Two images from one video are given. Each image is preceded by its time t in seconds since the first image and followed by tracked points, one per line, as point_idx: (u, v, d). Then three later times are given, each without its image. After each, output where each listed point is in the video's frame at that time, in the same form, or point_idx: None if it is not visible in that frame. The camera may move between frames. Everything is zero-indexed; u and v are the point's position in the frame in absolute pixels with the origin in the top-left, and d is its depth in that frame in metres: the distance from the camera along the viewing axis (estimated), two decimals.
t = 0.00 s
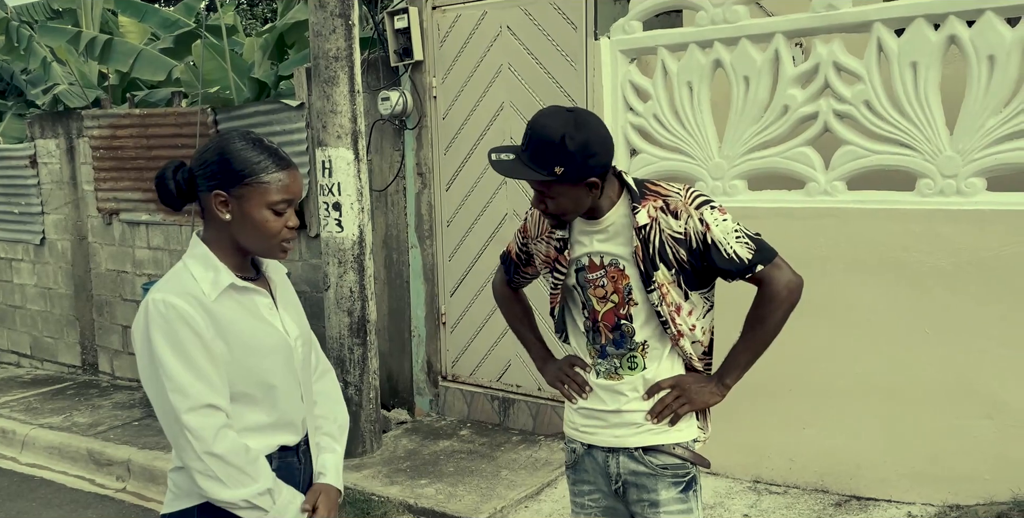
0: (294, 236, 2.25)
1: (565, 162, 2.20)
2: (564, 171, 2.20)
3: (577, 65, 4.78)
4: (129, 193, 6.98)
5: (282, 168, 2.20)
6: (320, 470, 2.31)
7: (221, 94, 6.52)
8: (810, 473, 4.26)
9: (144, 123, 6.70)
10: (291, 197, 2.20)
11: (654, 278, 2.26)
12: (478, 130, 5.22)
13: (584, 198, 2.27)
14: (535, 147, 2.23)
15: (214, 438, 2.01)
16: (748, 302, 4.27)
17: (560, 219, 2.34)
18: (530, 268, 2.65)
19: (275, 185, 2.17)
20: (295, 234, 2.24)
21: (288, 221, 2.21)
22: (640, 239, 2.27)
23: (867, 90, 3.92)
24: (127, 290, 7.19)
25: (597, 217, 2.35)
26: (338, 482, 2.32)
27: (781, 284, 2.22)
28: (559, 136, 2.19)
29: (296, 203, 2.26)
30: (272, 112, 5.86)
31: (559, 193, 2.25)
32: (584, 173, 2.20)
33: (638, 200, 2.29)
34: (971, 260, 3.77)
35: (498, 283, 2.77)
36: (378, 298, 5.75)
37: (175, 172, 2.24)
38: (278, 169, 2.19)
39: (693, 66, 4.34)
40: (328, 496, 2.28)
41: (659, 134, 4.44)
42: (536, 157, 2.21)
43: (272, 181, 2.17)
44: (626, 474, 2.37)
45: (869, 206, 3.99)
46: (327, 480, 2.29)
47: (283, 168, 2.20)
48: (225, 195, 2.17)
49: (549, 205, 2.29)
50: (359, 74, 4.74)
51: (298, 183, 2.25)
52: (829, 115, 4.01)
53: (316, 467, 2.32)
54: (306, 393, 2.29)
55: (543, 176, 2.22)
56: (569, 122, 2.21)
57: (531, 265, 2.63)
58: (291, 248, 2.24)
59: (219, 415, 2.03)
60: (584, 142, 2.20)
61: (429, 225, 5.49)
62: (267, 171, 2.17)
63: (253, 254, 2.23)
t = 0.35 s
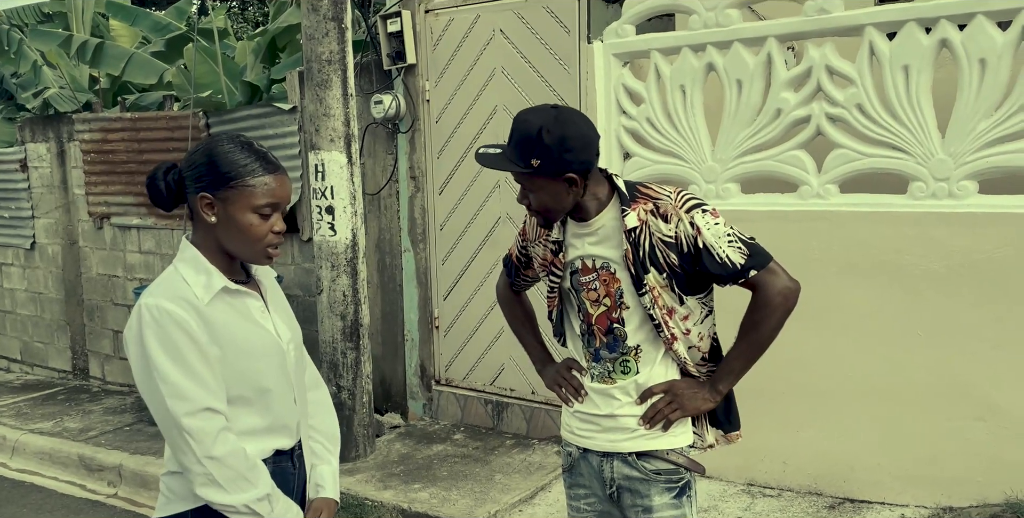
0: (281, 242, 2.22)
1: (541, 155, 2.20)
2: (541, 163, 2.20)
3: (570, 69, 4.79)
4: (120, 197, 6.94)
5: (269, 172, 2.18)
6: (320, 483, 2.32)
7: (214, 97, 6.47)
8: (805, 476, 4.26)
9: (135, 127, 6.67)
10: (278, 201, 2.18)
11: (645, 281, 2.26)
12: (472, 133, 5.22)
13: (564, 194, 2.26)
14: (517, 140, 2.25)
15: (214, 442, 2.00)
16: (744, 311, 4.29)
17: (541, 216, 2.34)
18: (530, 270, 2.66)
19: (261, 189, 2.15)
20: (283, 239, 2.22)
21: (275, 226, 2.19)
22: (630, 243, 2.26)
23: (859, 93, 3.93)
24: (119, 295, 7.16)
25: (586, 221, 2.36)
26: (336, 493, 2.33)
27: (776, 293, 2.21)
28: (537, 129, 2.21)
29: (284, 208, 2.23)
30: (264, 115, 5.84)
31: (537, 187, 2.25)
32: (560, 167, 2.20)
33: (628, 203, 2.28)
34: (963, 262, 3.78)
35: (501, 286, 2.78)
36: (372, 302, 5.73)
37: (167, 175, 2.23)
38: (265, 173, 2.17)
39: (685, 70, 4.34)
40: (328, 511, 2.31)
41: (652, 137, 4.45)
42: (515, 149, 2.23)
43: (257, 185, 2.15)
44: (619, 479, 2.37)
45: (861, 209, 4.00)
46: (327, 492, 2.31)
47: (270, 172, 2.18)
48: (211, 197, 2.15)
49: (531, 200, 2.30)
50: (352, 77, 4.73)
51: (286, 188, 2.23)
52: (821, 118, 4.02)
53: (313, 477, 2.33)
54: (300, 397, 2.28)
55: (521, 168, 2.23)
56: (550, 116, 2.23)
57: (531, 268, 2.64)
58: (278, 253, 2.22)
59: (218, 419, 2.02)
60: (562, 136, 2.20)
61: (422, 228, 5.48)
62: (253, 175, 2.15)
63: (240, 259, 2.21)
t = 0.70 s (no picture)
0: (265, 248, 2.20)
1: (531, 153, 2.21)
2: (530, 161, 2.22)
3: (564, 72, 4.80)
4: (114, 201, 6.92)
5: (251, 178, 2.16)
6: (316, 492, 2.30)
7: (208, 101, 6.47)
8: (802, 480, 4.26)
9: (128, 131, 6.65)
10: (257, 207, 2.16)
11: (634, 284, 2.25)
12: (466, 138, 5.21)
13: (553, 193, 2.27)
14: (508, 137, 2.27)
15: (208, 450, 1.98)
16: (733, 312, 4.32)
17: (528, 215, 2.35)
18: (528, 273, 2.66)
19: (242, 195, 2.14)
20: (265, 245, 2.20)
21: (256, 233, 2.17)
22: (619, 246, 2.27)
23: (854, 97, 3.94)
24: (112, 299, 7.14)
25: (577, 224, 2.36)
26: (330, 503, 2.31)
27: (766, 298, 2.19)
28: (528, 126, 2.22)
29: (268, 214, 2.21)
30: (258, 119, 5.84)
31: (525, 184, 2.26)
32: (549, 166, 2.21)
33: (617, 207, 2.29)
34: (957, 265, 3.79)
35: (502, 290, 2.78)
36: (366, 306, 5.72)
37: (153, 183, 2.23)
38: (243, 180, 2.14)
39: (680, 73, 4.34)
40: None
41: (646, 141, 4.45)
42: (506, 146, 2.25)
43: (237, 191, 2.13)
44: (611, 485, 2.37)
45: (855, 212, 4.00)
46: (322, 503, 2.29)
47: (252, 178, 2.16)
48: (191, 205, 2.14)
49: (522, 199, 2.31)
50: (346, 82, 4.73)
51: (269, 194, 2.20)
52: (815, 121, 4.03)
53: (307, 486, 2.31)
54: (293, 406, 2.27)
55: (510, 165, 2.25)
56: (541, 114, 2.25)
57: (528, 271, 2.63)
58: (261, 259, 2.19)
59: (212, 428, 2.01)
60: (552, 135, 2.21)
61: (417, 233, 5.48)
62: (234, 181, 2.13)
63: (224, 265, 2.19)
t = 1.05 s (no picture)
0: (245, 259, 2.18)
1: (561, 141, 2.24)
2: (559, 149, 2.24)
3: (561, 75, 4.80)
4: (110, 205, 6.91)
5: (232, 187, 2.14)
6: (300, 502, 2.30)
7: (204, 105, 6.45)
8: (799, 482, 4.26)
9: (124, 134, 6.65)
10: (237, 215, 2.14)
11: (625, 285, 2.25)
12: (464, 141, 5.21)
13: (572, 183, 2.29)
14: (524, 132, 2.26)
15: (194, 460, 1.97)
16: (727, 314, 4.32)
17: (544, 210, 2.31)
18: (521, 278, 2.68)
19: (221, 204, 2.12)
20: (246, 254, 2.17)
21: (235, 242, 2.15)
22: (610, 247, 2.27)
23: (851, 99, 3.94)
24: (109, 304, 7.12)
25: (572, 224, 2.37)
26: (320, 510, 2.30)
27: (760, 296, 2.19)
28: (550, 116, 2.25)
29: (250, 224, 2.19)
30: (254, 123, 5.83)
31: (550, 174, 2.25)
32: (576, 152, 2.26)
33: (608, 208, 2.29)
34: (955, 266, 3.79)
35: (496, 296, 2.79)
36: (364, 310, 5.72)
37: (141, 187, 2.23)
38: (224, 187, 2.13)
39: (677, 76, 4.35)
40: None
41: (644, 143, 4.45)
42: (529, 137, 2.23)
43: (216, 199, 2.11)
44: (607, 489, 2.37)
45: (852, 215, 4.01)
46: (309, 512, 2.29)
47: (233, 187, 2.14)
48: (171, 211, 2.14)
49: (541, 193, 2.28)
50: (343, 85, 4.72)
51: (252, 203, 2.18)
52: (812, 124, 4.03)
53: (292, 494, 2.30)
54: (279, 414, 2.28)
55: (538, 154, 2.23)
56: (554, 108, 2.30)
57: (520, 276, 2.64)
58: (241, 268, 2.17)
59: (199, 437, 2.00)
60: (570, 124, 2.27)
61: (414, 236, 5.47)
62: (214, 189, 2.12)
63: (204, 274, 2.18)
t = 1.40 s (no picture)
0: (222, 270, 2.18)
1: (586, 131, 2.29)
2: (586, 137, 2.28)
3: (559, 77, 4.80)
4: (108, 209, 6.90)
5: (211, 197, 2.14)
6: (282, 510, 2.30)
7: (202, 108, 6.45)
8: (798, 484, 4.26)
9: (122, 138, 6.64)
10: (215, 226, 2.14)
11: (626, 288, 2.25)
12: (463, 143, 5.21)
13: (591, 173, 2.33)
14: (551, 124, 2.22)
15: (180, 469, 1.97)
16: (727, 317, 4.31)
17: (576, 204, 2.29)
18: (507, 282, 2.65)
19: (199, 214, 2.12)
20: (223, 264, 2.17)
21: (211, 253, 2.15)
22: (612, 249, 2.27)
23: (849, 100, 3.94)
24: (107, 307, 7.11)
25: (571, 229, 2.36)
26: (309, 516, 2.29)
27: (758, 299, 2.20)
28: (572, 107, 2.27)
29: (228, 235, 2.18)
30: (253, 126, 5.83)
31: (580, 162, 2.27)
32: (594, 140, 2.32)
33: (610, 210, 2.29)
34: (954, 267, 3.79)
35: (479, 301, 2.75)
36: (363, 313, 5.71)
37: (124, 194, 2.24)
38: (202, 196, 2.13)
39: (675, 78, 4.34)
40: None
41: (642, 145, 4.44)
42: (563, 126, 2.23)
43: (193, 208, 2.11)
44: (605, 493, 2.35)
45: (851, 216, 4.01)
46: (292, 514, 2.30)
47: (211, 197, 2.14)
48: (150, 219, 2.14)
49: (572, 184, 2.27)
50: (341, 88, 4.72)
51: (231, 214, 2.18)
52: (811, 125, 4.03)
53: (276, 503, 2.30)
54: (261, 421, 2.29)
55: (573, 142, 2.23)
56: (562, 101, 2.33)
57: (508, 280, 2.61)
58: (218, 278, 2.17)
59: (184, 446, 2.00)
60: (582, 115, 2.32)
61: (413, 239, 5.47)
62: (192, 199, 2.12)
63: (181, 284, 2.17)
